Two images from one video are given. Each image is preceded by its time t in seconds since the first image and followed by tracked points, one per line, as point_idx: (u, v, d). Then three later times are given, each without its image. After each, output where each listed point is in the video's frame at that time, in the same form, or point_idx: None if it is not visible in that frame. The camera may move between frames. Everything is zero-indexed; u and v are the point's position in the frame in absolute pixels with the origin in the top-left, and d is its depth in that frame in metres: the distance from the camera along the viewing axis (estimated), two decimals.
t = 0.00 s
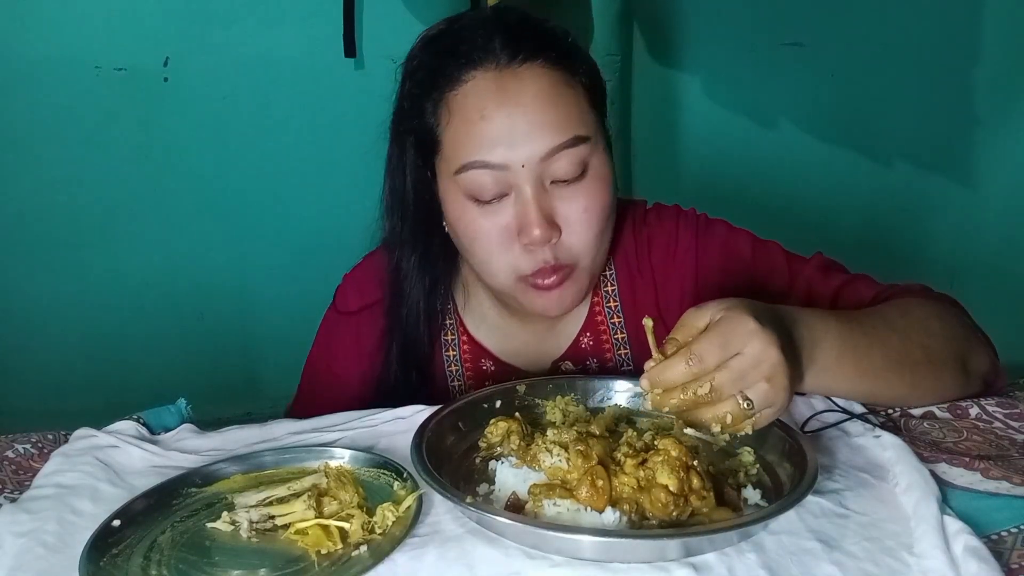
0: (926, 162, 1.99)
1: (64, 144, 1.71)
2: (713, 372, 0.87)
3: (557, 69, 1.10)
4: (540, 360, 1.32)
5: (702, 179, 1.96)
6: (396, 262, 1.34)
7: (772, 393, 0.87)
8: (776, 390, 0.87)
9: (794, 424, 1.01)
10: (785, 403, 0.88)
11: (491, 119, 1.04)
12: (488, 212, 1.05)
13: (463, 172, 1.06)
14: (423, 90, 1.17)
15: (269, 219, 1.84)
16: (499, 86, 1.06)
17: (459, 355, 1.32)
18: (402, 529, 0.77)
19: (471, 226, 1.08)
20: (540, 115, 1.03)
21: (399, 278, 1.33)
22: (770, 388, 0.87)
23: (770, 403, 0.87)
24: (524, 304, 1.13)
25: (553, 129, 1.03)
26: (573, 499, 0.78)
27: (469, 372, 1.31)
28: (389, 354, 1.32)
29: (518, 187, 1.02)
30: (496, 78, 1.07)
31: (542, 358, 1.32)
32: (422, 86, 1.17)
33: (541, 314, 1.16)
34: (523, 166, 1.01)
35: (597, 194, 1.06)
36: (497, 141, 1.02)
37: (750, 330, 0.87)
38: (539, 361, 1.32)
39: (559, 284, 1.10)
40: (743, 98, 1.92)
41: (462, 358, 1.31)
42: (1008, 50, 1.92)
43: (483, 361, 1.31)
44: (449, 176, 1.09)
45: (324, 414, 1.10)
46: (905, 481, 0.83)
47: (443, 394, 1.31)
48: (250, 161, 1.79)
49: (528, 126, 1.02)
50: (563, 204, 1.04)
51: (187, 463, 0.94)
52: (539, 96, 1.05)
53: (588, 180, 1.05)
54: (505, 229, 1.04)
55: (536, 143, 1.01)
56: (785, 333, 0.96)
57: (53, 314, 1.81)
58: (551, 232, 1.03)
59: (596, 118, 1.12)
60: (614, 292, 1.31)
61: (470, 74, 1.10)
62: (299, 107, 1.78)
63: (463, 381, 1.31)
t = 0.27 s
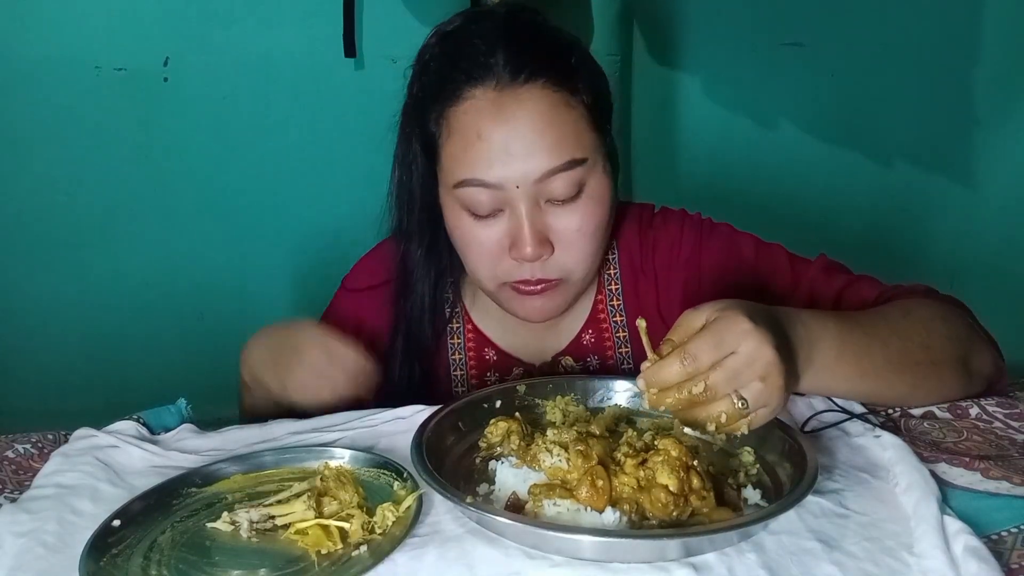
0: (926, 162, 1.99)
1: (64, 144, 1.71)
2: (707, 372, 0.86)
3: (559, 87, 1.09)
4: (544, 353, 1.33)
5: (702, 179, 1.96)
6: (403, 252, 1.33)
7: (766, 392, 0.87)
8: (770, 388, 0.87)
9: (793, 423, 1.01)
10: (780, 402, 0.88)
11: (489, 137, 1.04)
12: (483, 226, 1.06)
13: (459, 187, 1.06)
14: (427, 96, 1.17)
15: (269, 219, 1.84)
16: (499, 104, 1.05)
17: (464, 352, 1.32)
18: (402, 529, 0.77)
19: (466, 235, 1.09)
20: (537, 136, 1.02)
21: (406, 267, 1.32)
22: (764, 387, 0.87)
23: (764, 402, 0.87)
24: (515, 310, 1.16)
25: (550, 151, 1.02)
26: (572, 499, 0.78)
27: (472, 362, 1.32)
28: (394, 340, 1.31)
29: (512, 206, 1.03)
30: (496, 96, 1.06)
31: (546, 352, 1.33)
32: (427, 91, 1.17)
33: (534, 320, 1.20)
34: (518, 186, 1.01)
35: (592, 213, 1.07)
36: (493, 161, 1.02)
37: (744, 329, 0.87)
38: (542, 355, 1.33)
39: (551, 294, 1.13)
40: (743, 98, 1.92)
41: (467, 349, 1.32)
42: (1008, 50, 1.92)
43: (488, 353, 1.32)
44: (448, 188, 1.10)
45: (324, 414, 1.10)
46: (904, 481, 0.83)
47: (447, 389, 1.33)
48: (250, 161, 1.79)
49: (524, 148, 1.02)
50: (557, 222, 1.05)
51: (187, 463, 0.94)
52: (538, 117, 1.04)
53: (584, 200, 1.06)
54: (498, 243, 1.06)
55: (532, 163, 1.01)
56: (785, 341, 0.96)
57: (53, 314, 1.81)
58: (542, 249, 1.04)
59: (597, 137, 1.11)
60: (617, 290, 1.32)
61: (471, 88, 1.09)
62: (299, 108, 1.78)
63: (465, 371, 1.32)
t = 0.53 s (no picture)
0: (926, 161, 1.99)
1: (64, 144, 1.71)
2: (704, 376, 0.86)
3: (571, 109, 1.06)
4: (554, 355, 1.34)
5: (702, 179, 1.96)
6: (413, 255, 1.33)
7: (763, 396, 0.87)
8: (766, 391, 0.87)
9: (793, 423, 1.01)
10: (776, 405, 0.88)
11: (498, 157, 1.02)
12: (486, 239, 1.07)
13: (464, 201, 1.06)
14: (437, 105, 1.15)
15: (269, 219, 1.84)
16: (510, 124, 1.03)
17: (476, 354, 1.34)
18: (402, 529, 0.77)
19: (469, 245, 1.10)
20: (546, 161, 1.01)
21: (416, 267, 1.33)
22: (760, 390, 0.87)
23: (761, 406, 0.87)
24: (518, 315, 1.18)
25: (557, 175, 1.01)
26: (572, 499, 0.78)
27: (483, 361, 1.33)
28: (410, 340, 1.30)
29: (518, 224, 1.03)
30: (506, 117, 1.04)
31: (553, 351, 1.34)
32: (438, 101, 1.14)
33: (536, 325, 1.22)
34: (523, 207, 1.01)
35: (594, 232, 1.07)
36: (501, 181, 1.02)
37: (739, 333, 0.87)
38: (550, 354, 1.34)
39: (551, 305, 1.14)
40: (743, 98, 1.91)
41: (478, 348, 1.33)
42: (1008, 49, 1.92)
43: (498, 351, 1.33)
44: (453, 199, 1.10)
45: (324, 414, 1.10)
46: (904, 481, 0.83)
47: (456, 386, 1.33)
48: (250, 161, 1.79)
49: (533, 172, 1.01)
50: (560, 241, 1.05)
51: (187, 463, 0.94)
52: (548, 141, 1.02)
53: (587, 221, 1.06)
54: (501, 257, 1.07)
55: (539, 186, 1.01)
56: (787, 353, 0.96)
57: (53, 314, 1.81)
58: (543, 266, 1.05)
59: (606, 158, 1.09)
60: (620, 294, 1.32)
61: (482, 105, 1.06)
62: (299, 108, 1.78)
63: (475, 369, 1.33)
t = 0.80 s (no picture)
0: (926, 161, 1.99)
1: (64, 144, 1.71)
2: (703, 378, 0.87)
3: (577, 128, 1.05)
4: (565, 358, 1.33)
5: (702, 179, 1.96)
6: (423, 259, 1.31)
7: (761, 402, 0.87)
8: (766, 395, 0.87)
9: (794, 423, 1.01)
10: (776, 409, 0.88)
11: (500, 169, 1.02)
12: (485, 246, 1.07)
13: (465, 209, 1.06)
14: (446, 109, 1.13)
15: (269, 219, 1.84)
16: (515, 137, 1.03)
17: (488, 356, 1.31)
18: (401, 529, 0.77)
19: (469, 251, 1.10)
20: (548, 177, 1.01)
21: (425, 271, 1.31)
22: (760, 393, 0.87)
23: (760, 411, 0.87)
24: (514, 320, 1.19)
25: (558, 191, 1.01)
26: (572, 499, 0.78)
27: (495, 363, 1.31)
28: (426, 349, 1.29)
29: (515, 236, 1.03)
30: (511, 130, 1.03)
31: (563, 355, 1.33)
32: (447, 105, 1.13)
33: (532, 333, 1.22)
34: (521, 220, 1.01)
35: (592, 247, 1.07)
36: (501, 193, 1.01)
37: (739, 336, 0.87)
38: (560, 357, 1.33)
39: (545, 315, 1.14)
40: (743, 98, 1.91)
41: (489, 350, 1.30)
42: (1008, 49, 1.92)
43: (510, 352, 1.30)
44: (455, 205, 1.10)
45: (324, 415, 1.10)
46: (904, 481, 0.83)
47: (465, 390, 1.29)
48: (251, 161, 1.79)
49: (533, 187, 1.01)
50: (557, 255, 1.06)
51: (187, 463, 0.94)
52: (551, 158, 1.02)
53: (584, 236, 1.06)
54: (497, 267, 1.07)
55: (539, 201, 1.00)
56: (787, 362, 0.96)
57: (53, 313, 1.81)
58: (539, 278, 1.05)
59: (608, 176, 1.09)
60: (628, 297, 1.31)
61: (490, 115, 1.05)
62: (299, 107, 1.78)
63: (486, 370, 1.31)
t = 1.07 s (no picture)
0: (926, 162, 1.99)
1: (65, 144, 1.71)
2: (705, 374, 0.87)
3: (581, 130, 1.05)
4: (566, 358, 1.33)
5: (702, 179, 1.96)
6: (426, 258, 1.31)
7: (763, 399, 0.87)
8: (767, 392, 0.87)
9: (793, 423, 1.01)
10: (777, 407, 0.88)
11: (501, 165, 1.02)
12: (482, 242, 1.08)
13: (464, 204, 1.06)
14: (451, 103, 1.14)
15: (269, 219, 1.84)
16: (518, 135, 1.03)
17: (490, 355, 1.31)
18: (401, 529, 0.77)
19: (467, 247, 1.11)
20: (548, 177, 1.01)
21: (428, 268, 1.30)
22: (762, 390, 0.87)
23: (761, 408, 0.87)
24: (509, 320, 1.19)
25: (558, 191, 1.01)
26: (572, 499, 0.78)
27: (496, 361, 1.31)
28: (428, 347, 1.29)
29: (513, 233, 1.03)
30: (514, 128, 1.03)
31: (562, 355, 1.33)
32: (454, 99, 1.13)
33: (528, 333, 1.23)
34: (519, 218, 1.01)
35: (588, 249, 1.07)
36: (500, 190, 1.02)
37: (742, 333, 0.87)
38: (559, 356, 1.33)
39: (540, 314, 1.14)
40: (743, 98, 1.92)
41: (490, 348, 1.30)
42: (1008, 50, 1.92)
43: (512, 351, 1.31)
44: (455, 199, 1.10)
45: (323, 414, 1.10)
46: (905, 481, 0.83)
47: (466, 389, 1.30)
48: (251, 161, 1.79)
49: (531, 186, 1.01)
50: (555, 255, 1.06)
51: (187, 463, 0.94)
52: (553, 157, 1.02)
53: (582, 238, 1.06)
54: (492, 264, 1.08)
55: (537, 199, 1.01)
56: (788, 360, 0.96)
57: (53, 313, 1.81)
58: (534, 276, 1.06)
59: (609, 179, 1.09)
60: (628, 296, 1.31)
61: (494, 112, 1.05)
62: (299, 107, 1.78)
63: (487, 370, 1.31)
